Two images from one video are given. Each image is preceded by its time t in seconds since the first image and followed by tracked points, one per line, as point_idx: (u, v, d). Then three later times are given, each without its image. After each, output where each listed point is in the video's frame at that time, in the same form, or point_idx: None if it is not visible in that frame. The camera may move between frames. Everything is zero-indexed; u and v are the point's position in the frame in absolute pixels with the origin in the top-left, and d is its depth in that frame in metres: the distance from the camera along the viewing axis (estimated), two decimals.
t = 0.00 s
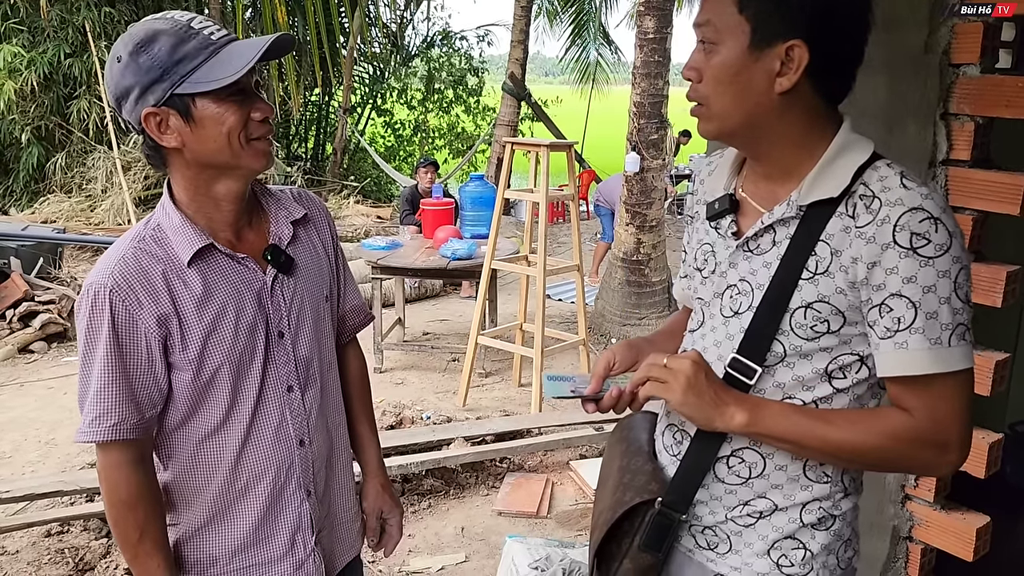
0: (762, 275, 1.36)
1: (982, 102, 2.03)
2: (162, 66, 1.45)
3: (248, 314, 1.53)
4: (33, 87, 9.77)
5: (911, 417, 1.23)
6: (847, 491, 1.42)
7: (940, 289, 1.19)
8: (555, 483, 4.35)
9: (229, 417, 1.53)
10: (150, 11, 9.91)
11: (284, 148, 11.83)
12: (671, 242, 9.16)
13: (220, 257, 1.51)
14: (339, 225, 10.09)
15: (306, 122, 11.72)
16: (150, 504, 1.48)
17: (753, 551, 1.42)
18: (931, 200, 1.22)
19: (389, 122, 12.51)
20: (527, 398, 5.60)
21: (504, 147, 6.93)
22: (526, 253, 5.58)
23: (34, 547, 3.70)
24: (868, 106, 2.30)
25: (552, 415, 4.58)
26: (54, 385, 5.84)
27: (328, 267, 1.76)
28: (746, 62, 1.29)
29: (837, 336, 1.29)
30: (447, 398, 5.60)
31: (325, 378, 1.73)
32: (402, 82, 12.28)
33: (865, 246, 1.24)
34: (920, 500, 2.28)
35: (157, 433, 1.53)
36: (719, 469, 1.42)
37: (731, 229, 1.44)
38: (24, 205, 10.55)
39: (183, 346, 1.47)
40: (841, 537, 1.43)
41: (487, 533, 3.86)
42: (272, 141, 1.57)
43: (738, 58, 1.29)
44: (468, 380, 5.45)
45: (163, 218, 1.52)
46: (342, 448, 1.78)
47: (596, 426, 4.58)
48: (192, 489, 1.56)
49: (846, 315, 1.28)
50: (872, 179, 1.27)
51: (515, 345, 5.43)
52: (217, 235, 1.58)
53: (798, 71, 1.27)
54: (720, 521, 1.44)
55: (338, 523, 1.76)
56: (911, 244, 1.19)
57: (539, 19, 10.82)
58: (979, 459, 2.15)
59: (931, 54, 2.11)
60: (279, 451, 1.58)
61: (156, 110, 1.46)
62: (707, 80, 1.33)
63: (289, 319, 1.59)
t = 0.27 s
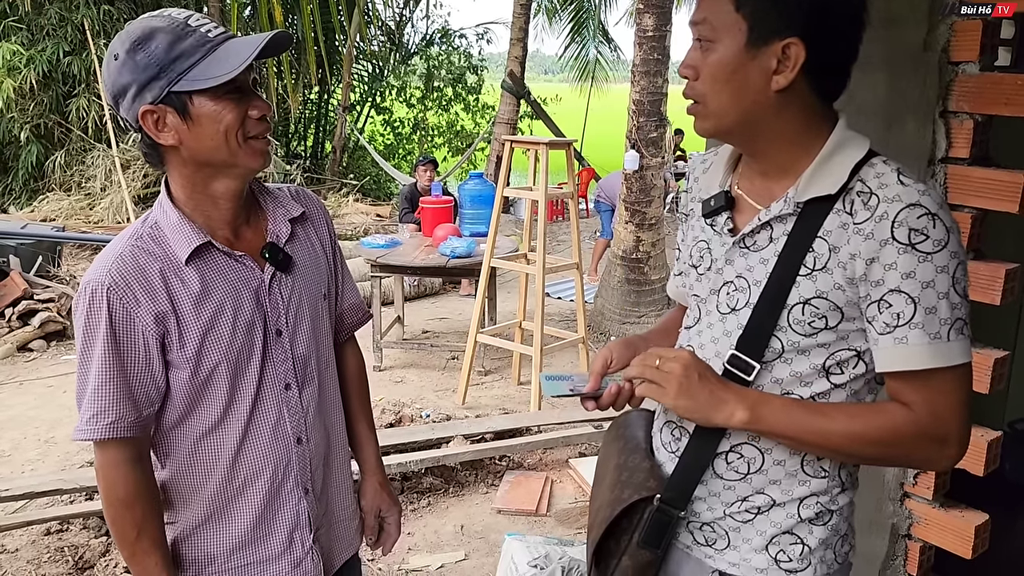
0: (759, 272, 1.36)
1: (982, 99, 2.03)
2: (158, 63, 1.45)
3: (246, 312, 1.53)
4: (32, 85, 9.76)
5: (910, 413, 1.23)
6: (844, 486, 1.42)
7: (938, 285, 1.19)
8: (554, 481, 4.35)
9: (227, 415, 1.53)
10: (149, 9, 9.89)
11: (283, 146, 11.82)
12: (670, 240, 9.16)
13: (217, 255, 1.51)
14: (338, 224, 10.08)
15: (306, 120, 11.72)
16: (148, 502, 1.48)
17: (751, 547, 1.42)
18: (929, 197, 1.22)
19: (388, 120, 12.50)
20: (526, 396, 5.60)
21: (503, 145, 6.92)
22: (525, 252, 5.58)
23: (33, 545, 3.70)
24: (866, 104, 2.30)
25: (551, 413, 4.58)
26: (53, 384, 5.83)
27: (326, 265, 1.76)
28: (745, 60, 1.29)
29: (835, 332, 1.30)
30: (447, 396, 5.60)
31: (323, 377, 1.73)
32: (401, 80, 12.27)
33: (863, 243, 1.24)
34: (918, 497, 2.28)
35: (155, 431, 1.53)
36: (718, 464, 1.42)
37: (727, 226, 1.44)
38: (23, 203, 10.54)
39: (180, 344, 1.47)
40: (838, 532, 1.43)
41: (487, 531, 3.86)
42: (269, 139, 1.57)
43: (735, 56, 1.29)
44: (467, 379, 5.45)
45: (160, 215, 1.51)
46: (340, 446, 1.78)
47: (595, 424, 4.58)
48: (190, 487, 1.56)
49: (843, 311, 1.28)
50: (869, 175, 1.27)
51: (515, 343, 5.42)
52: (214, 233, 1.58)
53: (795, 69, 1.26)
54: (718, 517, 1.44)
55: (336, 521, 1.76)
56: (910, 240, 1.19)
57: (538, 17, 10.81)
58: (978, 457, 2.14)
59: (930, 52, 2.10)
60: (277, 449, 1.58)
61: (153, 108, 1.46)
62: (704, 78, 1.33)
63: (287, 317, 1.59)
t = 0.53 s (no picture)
0: (757, 269, 1.36)
1: (979, 97, 2.02)
2: (154, 62, 1.45)
3: (245, 310, 1.53)
4: (30, 83, 9.75)
5: (909, 408, 1.23)
6: (842, 481, 1.42)
7: (936, 281, 1.19)
8: (554, 478, 4.35)
9: (226, 413, 1.53)
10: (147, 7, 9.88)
11: (282, 144, 11.81)
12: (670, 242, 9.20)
13: (216, 253, 1.51)
14: (337, 221, 10.07)
15: (304, 118, 11.71)
16: (147, 500, 1.48)
17: (750, 542, 1.42)
18: (927, 194, 1.22)
19: (387, 118, 12.50)
20: (526, 394, 5.60)
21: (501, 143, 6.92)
22: (524, 249, 5.58)
23: (32, 543, 3.70)
24: (864, 100, 2.30)
25: (550, 411, 4.59)
26: (52, 382, 5.83)
27: (324, 263, 1.76)
28: (743, 58, 1.28)
29: (833, 328, 1.30)
30: (446, 394, 5.60)
31: (321, 374, 1.73)
32: (400, 78, 12.26)
33: (862, 239, 1.24)
34: (917, 494, 2.28)
35: (154, 430, 1.53)
36: (717, 461, 1.43)
37: (725, 223, 1.44)
38: (22, 201, 10.53)
39: (179, 342, 1.47)
40: (836, 526, 1.44)
41: (487, 528, 3.86)
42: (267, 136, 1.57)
43: (734, 53, 1.29)
44: (467, 377, 5.45)
45: (158, 214, 1.51)
46: (339, 443, 1.79)
47: (594, 422, 4.58)
48: (189, 486, 1.56)
49: (842, 307, 1.28)
50: (867, 173, 1.27)
51: (514, 340, 5.42)
52: (212, 231, 1.58)
53: (794, 66, 1.27)
54: (717, 513, 1.44)
55: (335, 518, 1.76)
56: (908, 236, 1.20)
57: (537, 15, 10.80)
58: (976, 454, 2.14)
59: (929, 49, 2.10)
60: (276, 447, 1.58)
61: (150, 106, 1.46)
62: (703, 75, 1.33)
63: (286, 315, 1.59)
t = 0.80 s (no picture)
0: (757, 265, 1.36)
1: (979, 93, 2.02)
2: (148, 60, 1.44)
3: (243, 308, 1.53)
4: (29, 81, 9.74)
5: (912, 404, 1.22)
6: (843, 477, 1.42)
7: (937, 277, 1.19)
8: (554, 476, 4.35)
9: (225, 411, 1.53)
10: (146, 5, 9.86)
11: (281, 142, 11.80)
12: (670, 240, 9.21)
13: (214, 251, 1.51)
14: (336, 219, 10.07)
15: (304, 115, 11.70)
16: (146, 499, 1.47)
17: (751, 539, 1.42)
18: (927, 190, 1.22)
19: (387, 116, 12.49)
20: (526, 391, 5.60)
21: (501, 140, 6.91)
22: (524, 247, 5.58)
23: (32, 541, 3.71)
24: (864, 96, 2.30)
25: (550, 408, 4.59)
26: (52, 380, 5.84)
27: (323, 259, 1.76)
28: (741, 54, 1.28)
29: (833, 325, 1.30)
30: (445, 391, 5.60)
31: (320, 371, 1.73)
32: (399, 75, 12.25)
33: (863, 236, 1.24)
34: (917, 491, 2.28)
35: (153, 429, 1.53)
36: (718, 457, 1.42)
37: (724, 219, 1.44)
38: (21, 199, 10.52)
39: (178, 341, 1.46)
40: (837, 522, 1.43)
41: (486, 525, 3.87)
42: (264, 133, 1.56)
43: (734, 49, 1.29)
44: (466, 374, 5.45)
45: (156, 212, 1.51)
46: (338, 440, 1.78)
47: (594, 419, 4.58)
48: (189, 484, 1.56)
49: (842, 304, 1.28)
50: (867, 169, 1.27)
51: (514, 338, 5.42)
52: (211, 229, 1.57)
53: (795, 62, 1.26)
54: (717, 510, 1.44)
55: (335, 515, 1.76)
56: (909, 233, 1.20)
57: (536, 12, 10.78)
58: (976, 451, 2.14)
59: (929, 45, 2.10)
60: (275, 445, 1.58)
61: (145, 105, 1.46)
62: (703, 71, 1.32)
63: (284, 313, 1.59)
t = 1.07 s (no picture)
0: (757, 261, 1.36)
1: (981, 89, 2.01)
2: (148, 56, 1.44)
3: (243, 306, 1.53)
4: (28, 79, 9.74)
5: (910, 404, 1.22)
6: (843, 473, 1.42)
7: (937, 277, 1.19)
8: (554, 473, 4.35)
9: (225, 410, 1.53)
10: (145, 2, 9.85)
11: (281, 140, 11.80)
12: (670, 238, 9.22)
13: (214, 249, 1.51)
14: (336, 217, 10.06)
15: (303, 113, 11.70)
16: (147, 498, 1.47)
17: (751, 535, 1.42)
18: (930, 189, 1.22)
19: (386, 113, 12.49)
20: (526, 389, 5.60)
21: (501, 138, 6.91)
22: (524, 244, 5.57)
23: (33, 539, 3.71)
24: (866, 94, 2.30)
25: (550, 406, 4.59)
26: (52, 377, 5.83)
27: (323, 257, 1.76)
28: (746, 49, 1.28)
29: (833, 322, 1.30)
30: (446, 389, 5.61)
31: (322, 368, 1.73)
32: (399, 73, 12.24)
33: (864, 234, 1.24)
34: (917, 487, 2.28)
35: (153, 427, 1.53)
36: (718, 454, 1.43)
37: (726, 214, 1.44)
38: (21, 197, 10.51)
39: (177, 339, 1.46)
40: (837, 519, 1.43)
41: (487, 523, 3.87)
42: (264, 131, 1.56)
43: (740, 43, 1.28)
44: (467, 371, 5.45)
45: (155, 209, 1.51)
46: (339, 438, 1.79)
47: (595, 416, 4.58)
48: (189, 482, 1.56)
49: (842, 301, 1.28)
50: (871, 167, 1.27)
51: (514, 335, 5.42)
52: (211, 226, 1.57)
53: (802, 56, 1.26)
54: (718, 506, 1.45)
55: (336, 512, 1.76)
56: (911, 232, 1.19)
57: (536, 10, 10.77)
58: (976, 447, 2.14)
59: (929, 41, 2.10)
60: (275, 443, 1.58)
61: (145, 102, 1.46)
62: (708, 65, 1.32)
63: (285, 311, 1.59)
